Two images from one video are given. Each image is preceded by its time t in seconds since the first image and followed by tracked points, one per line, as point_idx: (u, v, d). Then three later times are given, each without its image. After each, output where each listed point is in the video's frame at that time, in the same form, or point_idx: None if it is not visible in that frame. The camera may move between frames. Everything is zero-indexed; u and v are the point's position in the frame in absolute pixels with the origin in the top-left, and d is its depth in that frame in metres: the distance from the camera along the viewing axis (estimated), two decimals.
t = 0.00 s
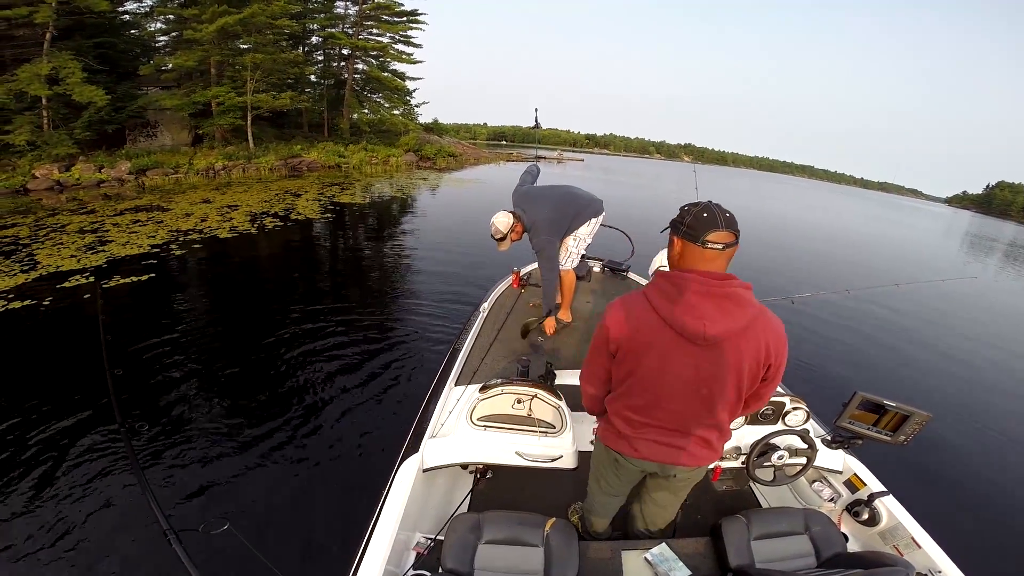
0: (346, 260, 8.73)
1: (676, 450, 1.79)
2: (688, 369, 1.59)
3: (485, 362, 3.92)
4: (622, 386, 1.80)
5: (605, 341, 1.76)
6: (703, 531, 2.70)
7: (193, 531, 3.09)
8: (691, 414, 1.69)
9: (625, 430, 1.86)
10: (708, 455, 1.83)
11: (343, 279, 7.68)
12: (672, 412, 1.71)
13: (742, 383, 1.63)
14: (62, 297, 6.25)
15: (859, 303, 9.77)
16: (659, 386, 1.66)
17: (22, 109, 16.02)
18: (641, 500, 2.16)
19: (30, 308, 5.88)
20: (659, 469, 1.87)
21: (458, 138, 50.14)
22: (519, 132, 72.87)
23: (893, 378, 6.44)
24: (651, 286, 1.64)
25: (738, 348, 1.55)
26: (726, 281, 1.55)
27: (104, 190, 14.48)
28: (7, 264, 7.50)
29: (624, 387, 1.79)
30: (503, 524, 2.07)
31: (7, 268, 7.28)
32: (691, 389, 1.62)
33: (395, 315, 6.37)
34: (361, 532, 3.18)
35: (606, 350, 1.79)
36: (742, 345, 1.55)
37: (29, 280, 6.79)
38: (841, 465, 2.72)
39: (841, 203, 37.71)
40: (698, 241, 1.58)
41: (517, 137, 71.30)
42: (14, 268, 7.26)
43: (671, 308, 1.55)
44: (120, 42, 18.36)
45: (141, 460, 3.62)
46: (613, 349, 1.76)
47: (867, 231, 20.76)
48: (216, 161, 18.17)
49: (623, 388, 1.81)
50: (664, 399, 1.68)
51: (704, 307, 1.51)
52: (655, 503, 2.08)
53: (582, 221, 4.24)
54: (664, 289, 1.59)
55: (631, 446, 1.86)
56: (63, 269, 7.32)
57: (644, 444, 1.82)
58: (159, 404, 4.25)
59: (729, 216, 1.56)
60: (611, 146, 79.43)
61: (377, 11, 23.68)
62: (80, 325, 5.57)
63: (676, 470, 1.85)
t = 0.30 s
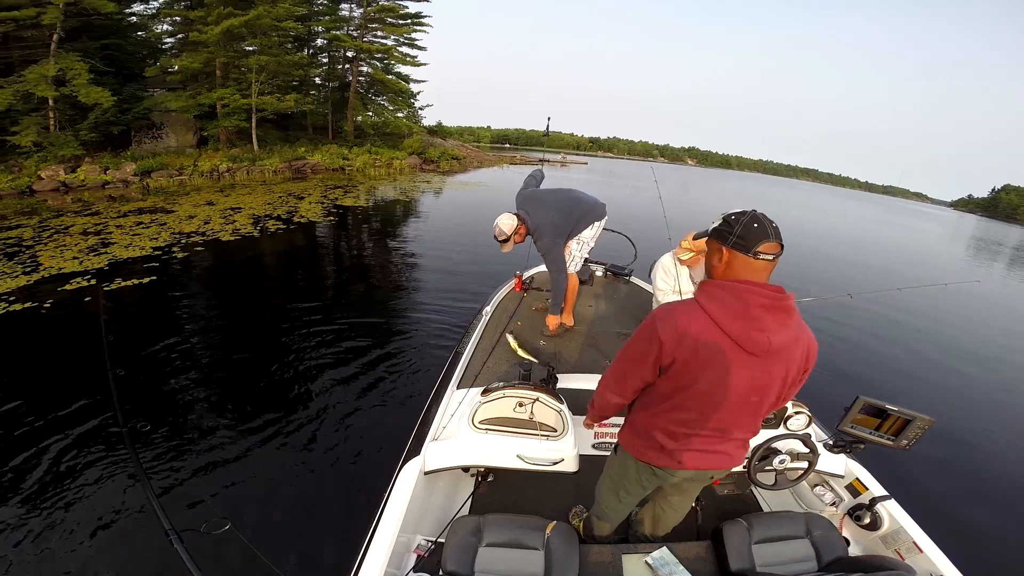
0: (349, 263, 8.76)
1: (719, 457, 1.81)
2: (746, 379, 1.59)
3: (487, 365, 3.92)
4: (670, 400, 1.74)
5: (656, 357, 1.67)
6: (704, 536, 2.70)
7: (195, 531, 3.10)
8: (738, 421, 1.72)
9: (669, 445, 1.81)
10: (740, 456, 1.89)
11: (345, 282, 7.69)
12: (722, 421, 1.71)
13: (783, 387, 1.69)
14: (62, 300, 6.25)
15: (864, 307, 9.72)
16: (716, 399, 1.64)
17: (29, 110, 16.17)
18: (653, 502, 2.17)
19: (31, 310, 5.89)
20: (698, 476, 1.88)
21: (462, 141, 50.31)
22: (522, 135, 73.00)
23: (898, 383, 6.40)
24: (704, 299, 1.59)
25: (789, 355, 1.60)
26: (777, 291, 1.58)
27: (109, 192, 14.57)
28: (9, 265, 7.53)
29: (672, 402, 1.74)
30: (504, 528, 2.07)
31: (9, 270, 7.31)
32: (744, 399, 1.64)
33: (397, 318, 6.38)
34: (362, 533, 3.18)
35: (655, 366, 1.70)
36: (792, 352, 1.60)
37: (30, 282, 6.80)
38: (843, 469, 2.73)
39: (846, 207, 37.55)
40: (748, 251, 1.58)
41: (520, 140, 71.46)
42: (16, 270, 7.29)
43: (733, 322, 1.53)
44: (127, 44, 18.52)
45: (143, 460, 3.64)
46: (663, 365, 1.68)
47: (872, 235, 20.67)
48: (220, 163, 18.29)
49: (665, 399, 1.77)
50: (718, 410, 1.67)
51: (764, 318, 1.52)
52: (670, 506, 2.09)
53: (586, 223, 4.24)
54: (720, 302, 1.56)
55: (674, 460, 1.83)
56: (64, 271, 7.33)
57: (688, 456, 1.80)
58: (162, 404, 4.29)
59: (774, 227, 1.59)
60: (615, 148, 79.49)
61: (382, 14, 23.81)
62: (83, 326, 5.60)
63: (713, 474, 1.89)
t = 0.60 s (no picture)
0: (350, 264, 8.78)
1: (753, 455, 1.87)
2: (789, 384, 1.62)
3: (488, 368, 3.93)
4: (715, 419, 1.71)
5: (706, 379, 1.59)
6: (703, 539, 2.71)
7: (199, 532, 3.11)
8: (774, 421, 1.76)
9: (713, 459, 1.80)
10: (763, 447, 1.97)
11: (346, 284, 7.70)
12: (764, 427, 1.74)
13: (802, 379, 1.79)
14: (60, 303, 6.22)
15: (865, 311, 9.71)
16: (764, 407, 1.64)
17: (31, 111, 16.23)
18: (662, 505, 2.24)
19: (29, 312, 5.88)
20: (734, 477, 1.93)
21: (464, 144, 50.43)
22: (523, 138, 73.14)
23: (898, 386, 6.39)
24: (740, 313, 1.56)
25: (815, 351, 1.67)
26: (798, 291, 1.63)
27: (111, 193, 14.61)
28: (8, 267, 7.54)
29: (718, 420, 1.70)
30: (505, 529, 2.08)
31: (8, 272, 7.31)
32: (784, 403, 1.67)
33: (397, 320, 6.38)
34: (362, 536, 3.18)
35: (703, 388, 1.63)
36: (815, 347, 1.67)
37: (29, 284, 6.80)
38: (841, 473, 2.74)
39: (847, 210, 37.53)
40: (776, 260, 1.58)
41: (522, 143, 71.64)
42: (14, 272, 7.29)
43: (777, 332, 1.53)
44: (129, 45, 18.60)
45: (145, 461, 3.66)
46: (712, 386, 1.61)
47: (873, 238, 20.67)
48: (222, 164, 18.34)
49: (708, 418, 1.73)
50: (763, 418, 1.68)
51: (801, 323, 1.55)
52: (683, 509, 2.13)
53: (587, 227, 4.26)
54: (761, 314, 1.54)
55: (717, 470, 1.83)
56: (63, 273, 7.35)
57: (731, 463, 1.82)
58: (165, 404, 4.32)
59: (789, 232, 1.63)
60: (616, 151, 79.71)
61: (384, 15, 23.90)
62: (83, 327, 5.61)
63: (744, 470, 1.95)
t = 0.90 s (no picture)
0: (350, 265, 8.78)
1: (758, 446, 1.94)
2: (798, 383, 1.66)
3: (488, 368, 3.93)
4: (740, 430, 1.70)
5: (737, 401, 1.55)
6: (704, 539, 2.71)
7: (201, 531, 3.12)
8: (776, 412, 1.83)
9: (733, 463, 1.83)
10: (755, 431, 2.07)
11: (347, 284, 7.71)
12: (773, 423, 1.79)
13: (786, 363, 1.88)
14: (58, 307, 6.17)
15: (867, 311, 9.68)
16: (782, 409, 1.68)
17: (32, 113, 16.27)
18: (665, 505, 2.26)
19: (27, 316, 5.85)
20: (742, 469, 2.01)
21: (465, 144, 50.39)
22: (524, 139, 73.14)
23: (900, 386, 6.37)
24: (753, 324, 1.52)
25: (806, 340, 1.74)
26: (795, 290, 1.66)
27: (111, 195, 14.64)
28: (7, 271, 7.55)
29: (743, 430, 1.69)
30: (506, 528, 2.09)
31: (7, 275, 7.32)
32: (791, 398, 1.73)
33: (399, 320, 6.39)
34: (364, 536, 3.18)
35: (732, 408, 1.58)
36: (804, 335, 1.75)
37: (27, 288, 6.79)
38: (842, 473, 2.75)
39: (850, 209, 37.34)
40: (793, 270, 1.55)
41: (522, 143, 71.62)
42: (14, 276, 7.29)
43: (797, 342, 1.52)
44: (129, 47, 18.63)
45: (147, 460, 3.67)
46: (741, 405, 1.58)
47: (875, 237, 20.60)
48: (222, 166, 18.37)
49: (728, 428, 1.71)
50: (776, 418, 1.72)
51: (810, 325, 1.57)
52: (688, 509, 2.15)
53: (588, 227, 4.24)
54: (780, 326, 1.50)
55: (734, 470, 1.88)
56: (62, 277, 7.35)
57: (744, 461, 1.87)
58: (167, 403, 4.33)
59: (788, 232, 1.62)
60: (618, 150, 79.63)
61: (383, 15, 23.89)
62: (84, 328, 5.62)
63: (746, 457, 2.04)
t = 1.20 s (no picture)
0: (348, 265, 8.76)
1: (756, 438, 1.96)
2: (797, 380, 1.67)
3: (488, 366, 3.91)
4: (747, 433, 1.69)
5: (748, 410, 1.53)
6: (705, 535, 2.71)
7: (197, 533, 3.11)
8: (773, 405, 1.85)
9: (739, 462, 1.84)
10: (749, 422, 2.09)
11: (345, 284, 7.69)
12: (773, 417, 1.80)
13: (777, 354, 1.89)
14: (50, 312, 6.09)
15: (865, 305, 9.70)
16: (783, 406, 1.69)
17: (25, 116, 16.17)
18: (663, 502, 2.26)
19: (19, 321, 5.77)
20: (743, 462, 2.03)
21: (461, 143, 50.31)
22: (520, 137, 73.04)
23: (899, 380, 6.39)
24: (755, 332, 1.49)
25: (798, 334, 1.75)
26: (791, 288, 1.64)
27: (107, 197, 14.57)
28: None
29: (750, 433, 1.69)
30: (506, 527, 2.08)
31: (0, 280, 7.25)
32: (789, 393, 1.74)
33: (397, 319, 6.38)
34: (362, 537, 3.17)
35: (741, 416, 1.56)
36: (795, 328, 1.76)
37: (20, 293, 6.73)
38: (843, 468, 2.75)
39: (846, 204, 37.40)
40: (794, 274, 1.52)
41: (519, 141, 71.57)
42: (6, 281, 7.23)
43: (800, 344, 1.51)
44: (122, 49, 18.53)
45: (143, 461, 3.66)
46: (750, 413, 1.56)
47: (873, 231, 20.65)
48: (218, 167, 18.31)
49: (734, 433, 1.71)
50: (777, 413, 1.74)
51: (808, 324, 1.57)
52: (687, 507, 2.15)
53: (587, 224, 4.22)
54: (783, 332, 1.49)
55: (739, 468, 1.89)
56: (56, 281, 7.30)
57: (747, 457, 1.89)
58: (163, 404, 4.32)
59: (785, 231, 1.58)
60: (615, 148, 79.62)
61: (378, 14, 23.82)
62: (79, 331, 5.58)
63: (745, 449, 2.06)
